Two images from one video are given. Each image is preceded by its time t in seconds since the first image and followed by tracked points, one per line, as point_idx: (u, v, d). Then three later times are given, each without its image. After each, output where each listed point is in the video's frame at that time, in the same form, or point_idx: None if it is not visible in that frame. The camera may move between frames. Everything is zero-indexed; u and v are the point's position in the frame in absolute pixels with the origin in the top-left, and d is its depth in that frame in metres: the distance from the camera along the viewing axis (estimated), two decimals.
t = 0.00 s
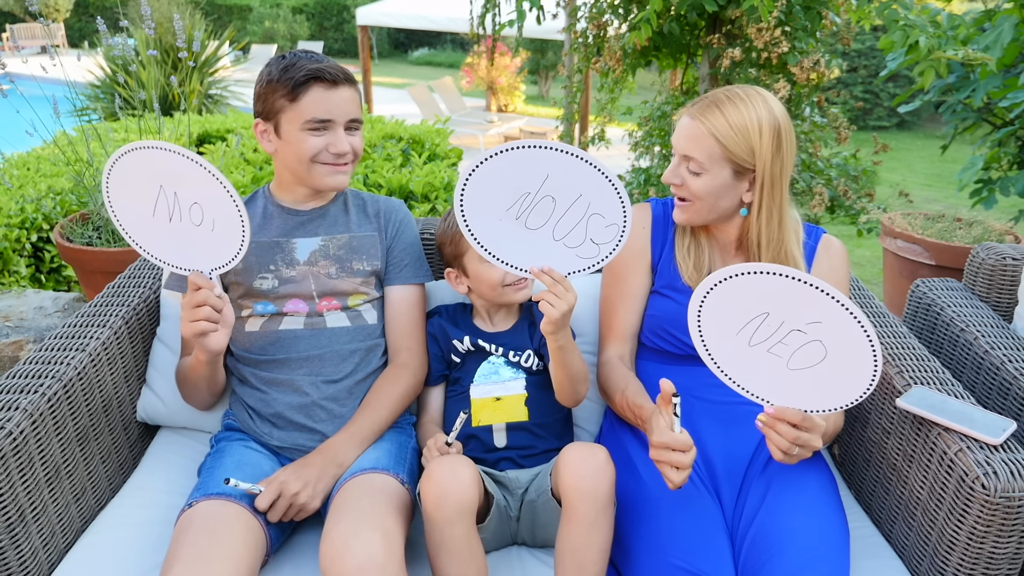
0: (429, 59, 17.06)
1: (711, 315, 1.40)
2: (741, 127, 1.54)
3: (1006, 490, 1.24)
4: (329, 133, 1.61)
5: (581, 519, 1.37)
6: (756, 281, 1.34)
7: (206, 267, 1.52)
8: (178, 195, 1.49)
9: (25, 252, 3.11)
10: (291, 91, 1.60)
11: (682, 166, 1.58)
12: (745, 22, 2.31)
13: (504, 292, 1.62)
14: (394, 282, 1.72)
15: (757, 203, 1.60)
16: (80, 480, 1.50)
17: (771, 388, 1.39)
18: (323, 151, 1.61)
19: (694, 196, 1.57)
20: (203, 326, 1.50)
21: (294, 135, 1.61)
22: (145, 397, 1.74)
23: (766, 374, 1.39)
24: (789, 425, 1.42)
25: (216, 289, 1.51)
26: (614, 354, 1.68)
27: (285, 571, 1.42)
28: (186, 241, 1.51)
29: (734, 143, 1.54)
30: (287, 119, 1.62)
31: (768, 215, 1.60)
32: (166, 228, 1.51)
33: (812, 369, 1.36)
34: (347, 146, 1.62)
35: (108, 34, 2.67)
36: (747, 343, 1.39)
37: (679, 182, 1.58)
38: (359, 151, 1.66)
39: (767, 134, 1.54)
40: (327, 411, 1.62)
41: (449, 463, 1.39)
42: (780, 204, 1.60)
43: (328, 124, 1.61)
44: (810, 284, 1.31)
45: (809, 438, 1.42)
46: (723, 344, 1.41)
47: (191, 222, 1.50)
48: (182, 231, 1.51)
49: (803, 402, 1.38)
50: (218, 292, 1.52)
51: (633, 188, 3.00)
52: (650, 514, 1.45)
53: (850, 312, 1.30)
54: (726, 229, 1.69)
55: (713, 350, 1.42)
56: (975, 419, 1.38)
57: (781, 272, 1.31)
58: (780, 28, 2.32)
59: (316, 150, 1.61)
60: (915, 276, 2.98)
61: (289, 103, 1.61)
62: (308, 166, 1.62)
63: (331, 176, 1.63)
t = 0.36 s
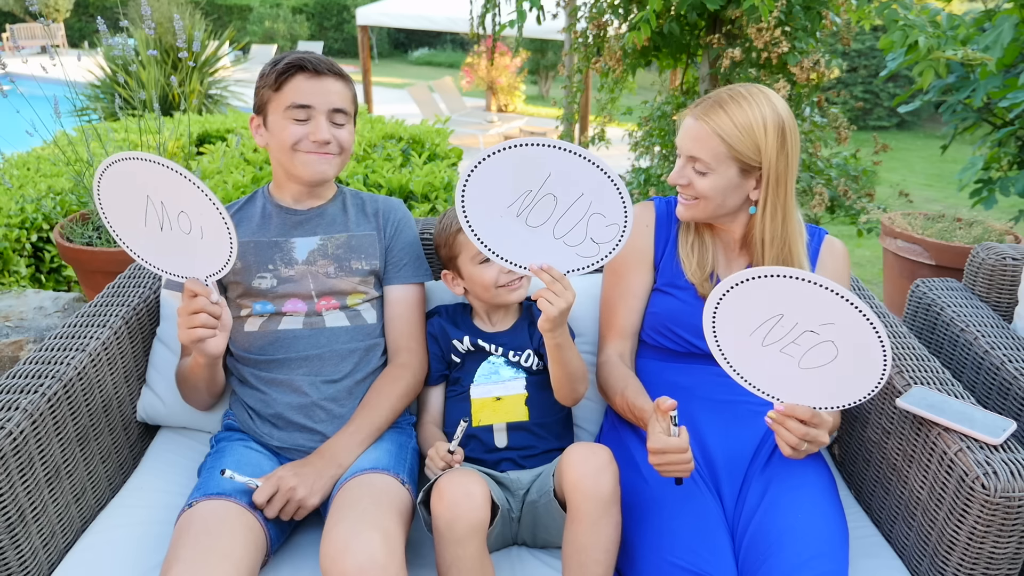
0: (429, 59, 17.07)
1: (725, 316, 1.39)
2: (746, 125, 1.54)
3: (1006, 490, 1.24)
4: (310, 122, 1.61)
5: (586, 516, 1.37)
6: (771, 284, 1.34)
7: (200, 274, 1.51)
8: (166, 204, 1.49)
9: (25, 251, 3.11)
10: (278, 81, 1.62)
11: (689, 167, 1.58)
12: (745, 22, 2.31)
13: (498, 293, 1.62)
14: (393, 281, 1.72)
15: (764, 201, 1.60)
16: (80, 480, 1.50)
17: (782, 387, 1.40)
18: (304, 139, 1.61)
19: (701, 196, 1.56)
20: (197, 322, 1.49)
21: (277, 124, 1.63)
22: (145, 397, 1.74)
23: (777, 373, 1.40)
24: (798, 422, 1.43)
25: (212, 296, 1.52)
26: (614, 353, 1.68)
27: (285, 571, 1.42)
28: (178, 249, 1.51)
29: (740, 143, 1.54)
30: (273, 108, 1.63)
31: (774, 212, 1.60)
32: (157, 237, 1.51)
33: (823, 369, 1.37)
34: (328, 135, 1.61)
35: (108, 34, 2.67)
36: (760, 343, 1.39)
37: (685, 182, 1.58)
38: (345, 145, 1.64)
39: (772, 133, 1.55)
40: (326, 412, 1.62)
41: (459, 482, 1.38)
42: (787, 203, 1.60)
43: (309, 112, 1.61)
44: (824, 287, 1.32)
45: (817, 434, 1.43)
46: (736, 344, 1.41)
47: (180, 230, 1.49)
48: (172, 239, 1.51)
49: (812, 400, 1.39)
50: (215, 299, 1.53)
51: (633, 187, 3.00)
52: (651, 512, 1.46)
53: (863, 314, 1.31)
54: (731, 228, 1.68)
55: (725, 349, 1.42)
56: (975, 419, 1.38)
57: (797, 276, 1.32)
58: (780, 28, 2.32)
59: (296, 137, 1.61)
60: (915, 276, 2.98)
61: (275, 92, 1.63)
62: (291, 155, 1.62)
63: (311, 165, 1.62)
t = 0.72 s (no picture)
0: (429, 59, 17.06)
1: (711, 288, 1.42)
2: (749, 122, 1.55)
3: (1006, 490, 1.24)
4: (343, 129, 1.63)
5: (582, 523, 1.37)
6: (751, 253, 1.37)
7: (198, 275, 1.51)
8: (167, 203, 1.49)
9: (25, 252, 3.10)
10: (304, 90, 1.62)
11: (690, 161, 1.58)
12: (745, 22, 2.31)
13: (501, 292, 1.62)
14: (393, 281, 1.71)
15: (764, 199, 1.60)
16: (80, 480, 1.50)
17: (768, 358, 1.42)
18: (338, 147, 1.63)
19: (701, 190, 1.56)
20: (196, 320, 1.50)
21: (309, 134, 1.62)
22: (145, 397, 1.74)
23: (764, 344, 1.41)
24: (789, 395, 1.43)
25: (209, 297, 1.52)
26: (614, 352, 1.68)
27: (285, 571, 1.42)
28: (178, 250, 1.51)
29: (743, 139, 1.54)
30: (301, 118, 1.62)
31: (774, 211, 1.61)
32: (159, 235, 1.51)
33: (808, 338, 1.38)
34: (360, 142, 1.65)
35: (108, 34, 2.66)
36: (745, 315, 1.41)
37: (686, 177, 1.58)
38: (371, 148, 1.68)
39: (775, 130, 1.55)
40: (326, 412, 1.62)
41: (460, 484, 1.38)
42: (786, 203, 1.61)
43: (342, 120, 1.63)
44: (800, 253, 1.34)
45: (810, 407, 1.43)
46: (723, 318, 1.43)
47: (180, 230, 1.49)
48: (173, 239, 1.51)
49: (798, 370, 1.40)
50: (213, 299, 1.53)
51: (633, 188, 3.01)
52: (652, 512, 1.46)
53: (838, 277, 1.33)
54: (729, 225, 1.69)
55: (715, 328, 1.44)
56: (975, 419, 1.38)
57: (774, 243, 1.35)
58: (780, 28, 2.32)
59: (332, 146, 1.62)
60: (915, 276, 2.98)
61: (302, 102, 1.62)
62: (324, 164, 1.63)
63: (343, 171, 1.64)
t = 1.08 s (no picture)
0: (429, 59, 17.07)
1: (734, 281, 1.44)
2: (748, 124, 1.54)
3: (1006, 490, 1.24)
4: (303, 125, 1.61)
5: (580, 526, 1.37)
6: (774, 245, 1.40)
7: (210, 280, 1.51)
8: (181, 208, 1.49)
9: (24, 252, 3.10)
10: (279, 80, 1.63)
11: (691, 166, 1.58)
12: (745, 22, 2.31)
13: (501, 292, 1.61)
14: (393, 281, 1.71)
15: (766, 200, 1.60)
16: (79, 480, 1.50)
17: (792, 348, 1.44)
18: (296, 141, 1.61)
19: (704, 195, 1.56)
20: (202, 322, 1.50)
21: (274, 123, 1.63)
22: (145, 397, 1.74)
23: (787, 334, 1.44)
24: (809, 381, 1.44)
25: (218, 304, 1.52)
26: (615, 351, 1.67)
27: (285, 571, 1.42)
28: (189, 254, 1.51)
29: (742, 142, 1.54)
30: (272, 107, 1.63)
31: (776, 212, 1.61)
32: (170, 239, 1.52)
33: (829, 327, 1.41)
34: (319, 139, 1.60)
35: (108, 34, 2.66)
36: (768, 306, 1.44)
37: (688, 182, 1.58)
38: (338, 151, 1.64)
39: (774, 132, 1.55)
40: (327, 412, 1.62)
41: (460, 485, 1.38)
42: (788, 203, 1.61)
43: (304, 116, 1.61)
44: (819, 244, 1.37)
45: (829, 392, 1.44)
46: (747, 311, 1.45)
47: (194, 236, 1.50)
48: (185, 243, 1.51)
49: (822, 359, 1.43)
50: (223, 305, 1.53)
51: (633, 188, 3.01)
52: (651, 512, 1.46)
53: (857, 265, 1.36)
54: (730, 225, 1.69)
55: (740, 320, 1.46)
56: (975, 419, 1.38)
57: (789, 234, 1.38)
58: (780, 28, 2.31)
59: (289, 138, 1.61)
60: (915, 276, 2.98)
61: (275, 91, 1.63)
62: (282, 155, 1.63)
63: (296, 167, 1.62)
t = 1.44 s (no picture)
0: (429, 60, 17.07)
1: (734, 282, 1.44)
2: (745, 125, 1.54)
3: (1006, 490, 1.24)
4: (299, 125, 1.61)
5: (580, 526, 1.37)
6: (774, 248, 1.40)
7: (202, 283, 1.52)
8: (164, 215, 1.49)
9: (25, 252, 3.11)
10: (274, 81, 1.63)
11: (689, 168, 1.58)
12: (745, 22, 2.31)
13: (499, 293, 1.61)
14: (393, 280, 1.71)
15: (764, 200, 1.60)
16: (80, 480, 1.50)
17: (790, 349, 1.44)
18: (292, 141, 1.61)
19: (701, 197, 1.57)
20: (198, 325, 1.51)
21: (270, 123, 1.63)
22: (145, 397, 1.74)
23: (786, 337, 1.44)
24: (809, 382, 1.45)
25: (212, 305, 1.53)
26: (615, 351, 1.68)
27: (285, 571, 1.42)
28: (177, 260, 1.52)
29: (739, 143, 1.54)
30: (269, 108, 1.64)
31: (774, 214, 1.61)
32: (157, 246, 1.52)
33: (828, 329, 1.41)
34: (315, 140, 1.60)
35: (109, 34, 2.66)
36: (768, 307, 1.44)
37: (686, 184, 1.58)
38: (334, 151, 1.63)
39: (771, 132, 1.55)
40: (327, 412, 1.62)
41: (460, 485, 1.38)
42: (787, 203, 1.61)
43: (299, 116, 1.61)
44: (819, 247, 1.37)
45: (828, 394, 1.44)
46: (746, 312, 1.45)
47: (180, 242, 1.50)
48: (173, 250, 1.51)
49: (820, 360, 1.43)
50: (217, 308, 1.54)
51: (633, 188, 3.01)
52: (651, 512, 1.46)
53: (856, 268, 1.36)
54: (730, 227, 1.69)
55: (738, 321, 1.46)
56: (975, 418, 1.38)
57: (787, 237, 1.38)
58: (780, 28, 2.31)
59: (285, 138, 1.61)
60: (915, 276, 2.98)
61: (273, 91, 1.63)
62: (278, 155, 1.63)
63: (295, 169, 1.62)
